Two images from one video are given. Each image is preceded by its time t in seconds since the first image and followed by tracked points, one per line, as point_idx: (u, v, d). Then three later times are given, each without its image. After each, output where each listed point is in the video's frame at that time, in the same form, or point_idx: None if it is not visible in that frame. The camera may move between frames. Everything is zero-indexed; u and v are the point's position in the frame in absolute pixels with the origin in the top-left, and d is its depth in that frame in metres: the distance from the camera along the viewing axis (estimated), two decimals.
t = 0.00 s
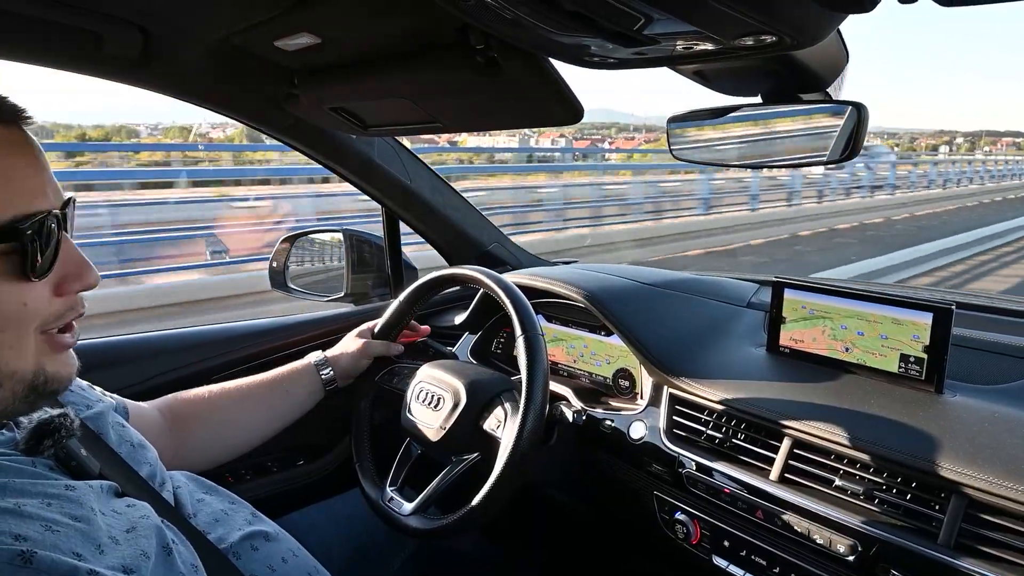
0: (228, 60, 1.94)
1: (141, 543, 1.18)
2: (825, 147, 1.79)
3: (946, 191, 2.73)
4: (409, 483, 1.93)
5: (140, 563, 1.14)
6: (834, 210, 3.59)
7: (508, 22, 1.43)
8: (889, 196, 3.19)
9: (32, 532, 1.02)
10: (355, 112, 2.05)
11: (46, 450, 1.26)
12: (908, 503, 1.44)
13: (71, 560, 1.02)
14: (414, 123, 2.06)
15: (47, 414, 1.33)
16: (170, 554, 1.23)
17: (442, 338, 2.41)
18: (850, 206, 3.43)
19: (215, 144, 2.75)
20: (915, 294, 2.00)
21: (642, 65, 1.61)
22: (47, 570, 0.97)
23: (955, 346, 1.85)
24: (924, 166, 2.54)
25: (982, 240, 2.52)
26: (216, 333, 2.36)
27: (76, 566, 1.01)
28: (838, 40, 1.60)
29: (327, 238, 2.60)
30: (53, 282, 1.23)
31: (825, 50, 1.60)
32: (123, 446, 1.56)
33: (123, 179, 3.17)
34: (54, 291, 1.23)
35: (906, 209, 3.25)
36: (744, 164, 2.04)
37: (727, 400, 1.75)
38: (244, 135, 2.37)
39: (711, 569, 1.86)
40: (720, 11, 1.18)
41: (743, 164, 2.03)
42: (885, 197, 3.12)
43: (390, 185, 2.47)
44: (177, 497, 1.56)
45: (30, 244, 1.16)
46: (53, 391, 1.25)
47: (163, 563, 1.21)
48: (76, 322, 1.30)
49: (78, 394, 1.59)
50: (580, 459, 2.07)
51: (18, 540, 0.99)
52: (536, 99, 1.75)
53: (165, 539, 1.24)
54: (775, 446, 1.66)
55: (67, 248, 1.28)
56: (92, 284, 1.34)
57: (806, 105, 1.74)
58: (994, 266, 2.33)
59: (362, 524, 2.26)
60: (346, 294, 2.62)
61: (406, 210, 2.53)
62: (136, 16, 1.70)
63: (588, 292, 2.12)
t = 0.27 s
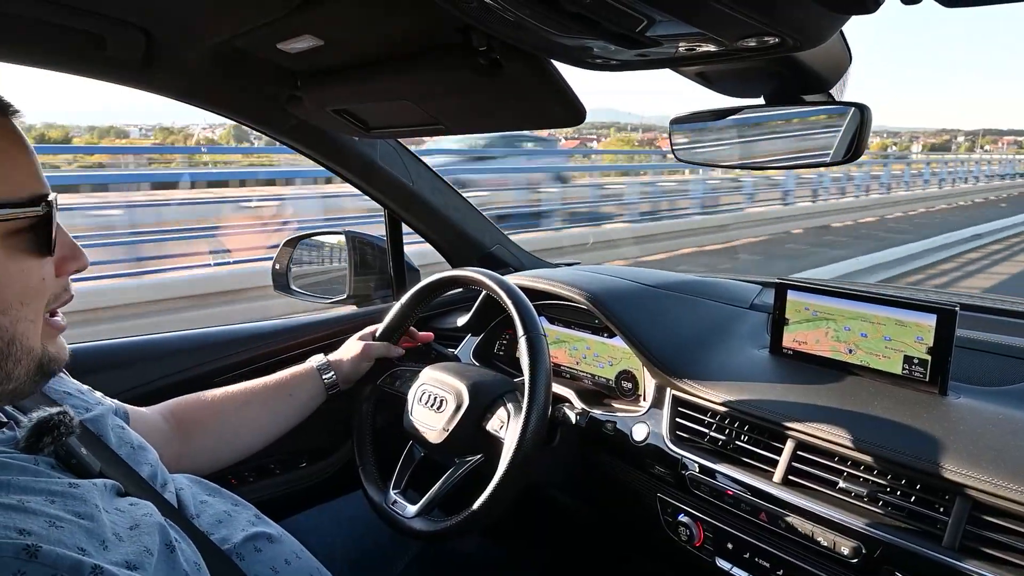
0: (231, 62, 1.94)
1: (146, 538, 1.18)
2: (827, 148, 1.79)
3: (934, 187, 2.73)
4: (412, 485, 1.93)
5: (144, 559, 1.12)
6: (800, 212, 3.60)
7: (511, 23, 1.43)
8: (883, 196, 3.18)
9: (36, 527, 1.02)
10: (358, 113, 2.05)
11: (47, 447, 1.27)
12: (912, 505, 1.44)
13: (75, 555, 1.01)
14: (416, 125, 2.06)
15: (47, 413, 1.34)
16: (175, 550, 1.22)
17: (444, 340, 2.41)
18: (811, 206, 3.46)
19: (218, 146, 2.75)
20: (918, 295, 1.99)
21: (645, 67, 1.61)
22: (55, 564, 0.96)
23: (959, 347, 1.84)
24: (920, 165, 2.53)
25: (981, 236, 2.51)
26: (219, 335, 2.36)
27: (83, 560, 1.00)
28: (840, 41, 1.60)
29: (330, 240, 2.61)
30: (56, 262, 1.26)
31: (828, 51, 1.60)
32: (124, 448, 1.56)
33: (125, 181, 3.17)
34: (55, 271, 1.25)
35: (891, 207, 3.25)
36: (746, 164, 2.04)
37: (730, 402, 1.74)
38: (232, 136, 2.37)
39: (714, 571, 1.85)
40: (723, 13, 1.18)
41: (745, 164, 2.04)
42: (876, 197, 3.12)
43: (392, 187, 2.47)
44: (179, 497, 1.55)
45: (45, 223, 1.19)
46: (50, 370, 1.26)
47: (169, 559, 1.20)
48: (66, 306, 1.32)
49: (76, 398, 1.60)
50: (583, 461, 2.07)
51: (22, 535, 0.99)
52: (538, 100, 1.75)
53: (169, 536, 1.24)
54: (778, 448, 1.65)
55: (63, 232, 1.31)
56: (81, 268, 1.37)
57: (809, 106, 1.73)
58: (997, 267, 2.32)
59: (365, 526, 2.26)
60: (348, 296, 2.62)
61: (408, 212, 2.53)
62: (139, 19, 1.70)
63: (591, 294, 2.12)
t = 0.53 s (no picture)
0: (231, 62, 1.94)
1: (143, 528, 1.17)
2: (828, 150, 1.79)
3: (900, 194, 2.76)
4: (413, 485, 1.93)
5: (140, 548, 1.11)
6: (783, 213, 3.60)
7: (511, 24, 1.43)
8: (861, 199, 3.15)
9: (31, 516, 1.02)
10: (358, 113, 2.05)
11: (40, 441, 1.27)
12: (913, 506, 1.44)
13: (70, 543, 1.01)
14: (416, 125, 2.06)
15: (40, 407, 1.34)
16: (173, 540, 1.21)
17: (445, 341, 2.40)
18: (766, 212, 3.49)
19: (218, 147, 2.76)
20: (919, 296, 1.99)
21: (646, 67, 1.61)
22: (47, 552, 0.96)
23: (960, 348, 1.84)
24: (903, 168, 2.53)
25: (964, 236, 2.52)
26: (219, 335, 2.36)
27: (77, 548, 1.00)
28: (841, 42, 1.59)
29: (331, 241, 2.61)
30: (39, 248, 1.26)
31: (829, 51, 1.60)
32: (121, 444, 1.56)
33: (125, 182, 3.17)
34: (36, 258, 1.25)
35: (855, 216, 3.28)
36: (745, 165, 2.03)
37: (730, 402, 1.74)
38: (218, 135, 2.39)
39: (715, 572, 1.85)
40: (723, 13, 1.18)
41: (744, 166, 2.03)
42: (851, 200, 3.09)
43: (393, 187, 2.47)
44: (177, 494, 1.55)
45: (30, 208, 1.19)
46: (45, 356, 1.25)
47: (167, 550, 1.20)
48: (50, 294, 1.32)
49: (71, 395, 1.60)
50: (584, 462, 2.07)
51: (15, 523, 0.98)
52: (538, 100, 1.75)
53: (167, 527, 1.23)
54: (779, 449, 1.65)
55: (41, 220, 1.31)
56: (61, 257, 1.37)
57: (810, 107, 1.73)
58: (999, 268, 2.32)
59: (366, 527, 2.26)
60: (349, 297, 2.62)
61: (409, 212, 2.53)
62: (139, 19, 1.70)
63: (592, 294, 2.12)
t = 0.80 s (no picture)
0: (228, 62, 1.94)
1: (139, 524, 1.17)
2: (826, 149, 1.79)
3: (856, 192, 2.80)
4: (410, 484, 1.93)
5: (136, 545, 1.11)
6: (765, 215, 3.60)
7: (509, 23, 1.43)
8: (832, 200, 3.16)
9: (28, 512, 1.02)
10: (355, 113, 2.05)
11: (30, 437, 1.26)
12: (909, 505, 1.44)
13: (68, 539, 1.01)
14: (414, 125, 2.06)
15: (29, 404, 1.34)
16: (168, 539, 1.21)
17: (443, 340, 2.40)
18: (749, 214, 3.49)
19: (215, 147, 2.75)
20: (916, 295, 1.99)
21: (643, 67, 1.61)
22: (46, 548, 0.96)
23: (957, 348, 1.84)
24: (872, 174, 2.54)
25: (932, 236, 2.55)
26: (217, 334, 2.36)
27: (75, 545, 1.00)
28: (838, 41, 1.59)
29: (329, 240, 2.61)
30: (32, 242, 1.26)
31: (827, 51, 1.60)
32: (114, 443, 1.56)
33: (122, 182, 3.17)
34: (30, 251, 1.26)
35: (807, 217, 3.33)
36: (742, 165, 2.03)
37: (728, 402, 1.74)
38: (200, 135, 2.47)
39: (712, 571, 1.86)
40: (721, 12, 1.18)
41: (741, 165, 2.03)
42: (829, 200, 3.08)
43: (391, 186, 2.47)
44: (171, 492, 1.55)
45: (23, 201, 1.20)
46: (36, 349, 1.24)
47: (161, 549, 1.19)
48: (41, 290, 1.32)
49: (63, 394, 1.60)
50: (581, 461, 2.07)
51: (12, 520, 0.98)
52: (536, 100, 1.75)
53: (162, 524, 1.23)
54: (777, 448, 1.65)
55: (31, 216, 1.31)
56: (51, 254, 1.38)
57: (808, 107, 1.73)
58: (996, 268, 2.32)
59: (364, 526, 2.26)
60: (347, 296, 2.62)
61: (407, 212, 2.53)
62: (137, 18, 1.70)
63: (590, 293, 2.12)
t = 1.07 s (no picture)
0: (230, 64, 1.94)
1: (147, 521, 1.18)
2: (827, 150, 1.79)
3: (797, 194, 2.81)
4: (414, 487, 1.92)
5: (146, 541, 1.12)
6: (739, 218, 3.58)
7: (510, 24, 1.43)
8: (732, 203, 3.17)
9: (39, 510, 1.03)
10: (356, 115, 2.05)
11: (30, 444, 1.26)
12: (913, 505, 1.44)
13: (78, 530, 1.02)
14: (415, 126, 2.06)
15: (28, 411, 1.33)
16: (175, 539, 1.21)
17: (444, 341, 2.40)
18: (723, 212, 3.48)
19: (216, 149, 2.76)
20: (918, 294, 1.99)
21: (644, 67, 1.61)
22: (58, 540, 0.98)
23: (959, 348, 1.84)
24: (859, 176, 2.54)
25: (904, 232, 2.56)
26: (218, 337, 2.36)
27: (88, 536, 1.01)
28: (840, 41, 1.59)
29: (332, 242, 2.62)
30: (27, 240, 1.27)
31: (828, 50, 1.60)
32: (116, 447, 1.55)
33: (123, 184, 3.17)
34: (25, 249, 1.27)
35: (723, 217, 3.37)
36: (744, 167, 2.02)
37: (731, 403, 1.74)
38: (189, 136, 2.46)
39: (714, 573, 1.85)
40: (722, 13, 1.18)
41: (743, 169, 2.01)
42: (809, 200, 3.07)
43: (392, 188, 2.47)
44: (175, 496, 1.55)
45: (18, 198, 1.21)
46: (38, 347, 1.24)
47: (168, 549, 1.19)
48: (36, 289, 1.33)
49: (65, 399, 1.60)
50: (584, 462, 2.07)
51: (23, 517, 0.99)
52: (536, 100, 1.75)
53: (169, 524, 1.24)
54: (780, 449, 1.65)
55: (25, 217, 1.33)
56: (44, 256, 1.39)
57: (809, 107, 1.73)
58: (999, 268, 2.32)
59: (366, 528, 2.26)
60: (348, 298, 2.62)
61: (409, 213, 2.53)
62: (139, 21, 1.70)
63: (591, 294, 2.12)
